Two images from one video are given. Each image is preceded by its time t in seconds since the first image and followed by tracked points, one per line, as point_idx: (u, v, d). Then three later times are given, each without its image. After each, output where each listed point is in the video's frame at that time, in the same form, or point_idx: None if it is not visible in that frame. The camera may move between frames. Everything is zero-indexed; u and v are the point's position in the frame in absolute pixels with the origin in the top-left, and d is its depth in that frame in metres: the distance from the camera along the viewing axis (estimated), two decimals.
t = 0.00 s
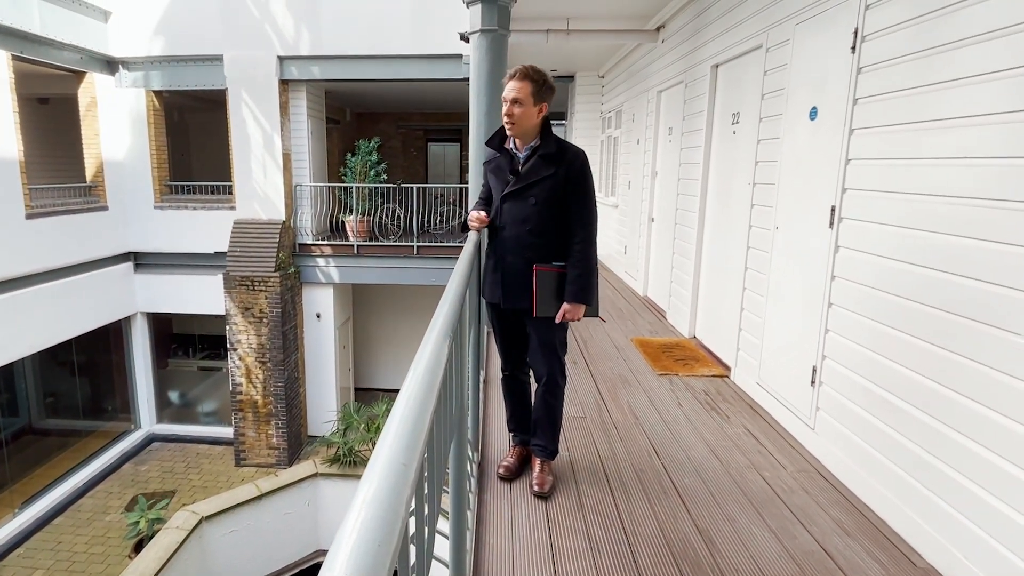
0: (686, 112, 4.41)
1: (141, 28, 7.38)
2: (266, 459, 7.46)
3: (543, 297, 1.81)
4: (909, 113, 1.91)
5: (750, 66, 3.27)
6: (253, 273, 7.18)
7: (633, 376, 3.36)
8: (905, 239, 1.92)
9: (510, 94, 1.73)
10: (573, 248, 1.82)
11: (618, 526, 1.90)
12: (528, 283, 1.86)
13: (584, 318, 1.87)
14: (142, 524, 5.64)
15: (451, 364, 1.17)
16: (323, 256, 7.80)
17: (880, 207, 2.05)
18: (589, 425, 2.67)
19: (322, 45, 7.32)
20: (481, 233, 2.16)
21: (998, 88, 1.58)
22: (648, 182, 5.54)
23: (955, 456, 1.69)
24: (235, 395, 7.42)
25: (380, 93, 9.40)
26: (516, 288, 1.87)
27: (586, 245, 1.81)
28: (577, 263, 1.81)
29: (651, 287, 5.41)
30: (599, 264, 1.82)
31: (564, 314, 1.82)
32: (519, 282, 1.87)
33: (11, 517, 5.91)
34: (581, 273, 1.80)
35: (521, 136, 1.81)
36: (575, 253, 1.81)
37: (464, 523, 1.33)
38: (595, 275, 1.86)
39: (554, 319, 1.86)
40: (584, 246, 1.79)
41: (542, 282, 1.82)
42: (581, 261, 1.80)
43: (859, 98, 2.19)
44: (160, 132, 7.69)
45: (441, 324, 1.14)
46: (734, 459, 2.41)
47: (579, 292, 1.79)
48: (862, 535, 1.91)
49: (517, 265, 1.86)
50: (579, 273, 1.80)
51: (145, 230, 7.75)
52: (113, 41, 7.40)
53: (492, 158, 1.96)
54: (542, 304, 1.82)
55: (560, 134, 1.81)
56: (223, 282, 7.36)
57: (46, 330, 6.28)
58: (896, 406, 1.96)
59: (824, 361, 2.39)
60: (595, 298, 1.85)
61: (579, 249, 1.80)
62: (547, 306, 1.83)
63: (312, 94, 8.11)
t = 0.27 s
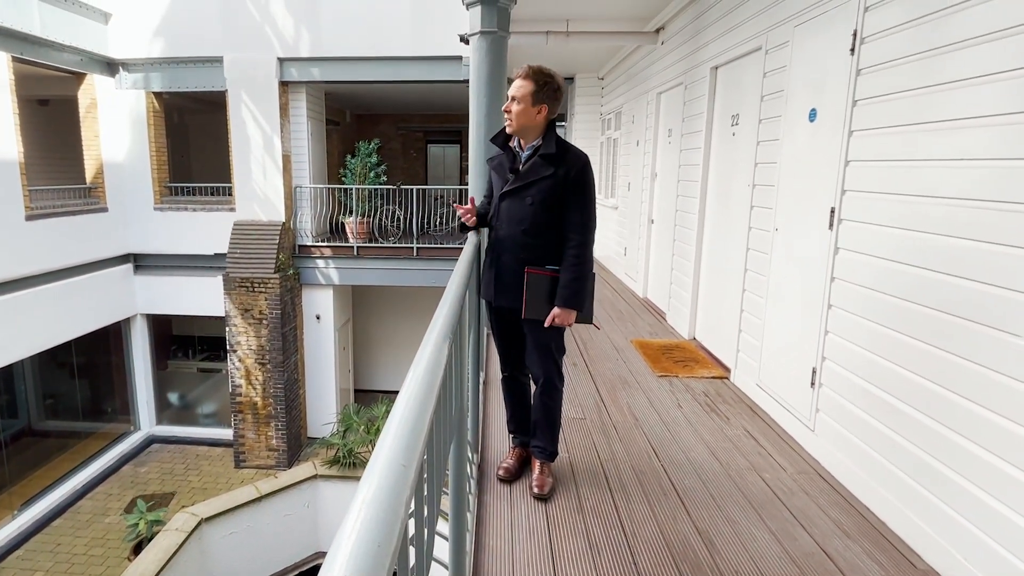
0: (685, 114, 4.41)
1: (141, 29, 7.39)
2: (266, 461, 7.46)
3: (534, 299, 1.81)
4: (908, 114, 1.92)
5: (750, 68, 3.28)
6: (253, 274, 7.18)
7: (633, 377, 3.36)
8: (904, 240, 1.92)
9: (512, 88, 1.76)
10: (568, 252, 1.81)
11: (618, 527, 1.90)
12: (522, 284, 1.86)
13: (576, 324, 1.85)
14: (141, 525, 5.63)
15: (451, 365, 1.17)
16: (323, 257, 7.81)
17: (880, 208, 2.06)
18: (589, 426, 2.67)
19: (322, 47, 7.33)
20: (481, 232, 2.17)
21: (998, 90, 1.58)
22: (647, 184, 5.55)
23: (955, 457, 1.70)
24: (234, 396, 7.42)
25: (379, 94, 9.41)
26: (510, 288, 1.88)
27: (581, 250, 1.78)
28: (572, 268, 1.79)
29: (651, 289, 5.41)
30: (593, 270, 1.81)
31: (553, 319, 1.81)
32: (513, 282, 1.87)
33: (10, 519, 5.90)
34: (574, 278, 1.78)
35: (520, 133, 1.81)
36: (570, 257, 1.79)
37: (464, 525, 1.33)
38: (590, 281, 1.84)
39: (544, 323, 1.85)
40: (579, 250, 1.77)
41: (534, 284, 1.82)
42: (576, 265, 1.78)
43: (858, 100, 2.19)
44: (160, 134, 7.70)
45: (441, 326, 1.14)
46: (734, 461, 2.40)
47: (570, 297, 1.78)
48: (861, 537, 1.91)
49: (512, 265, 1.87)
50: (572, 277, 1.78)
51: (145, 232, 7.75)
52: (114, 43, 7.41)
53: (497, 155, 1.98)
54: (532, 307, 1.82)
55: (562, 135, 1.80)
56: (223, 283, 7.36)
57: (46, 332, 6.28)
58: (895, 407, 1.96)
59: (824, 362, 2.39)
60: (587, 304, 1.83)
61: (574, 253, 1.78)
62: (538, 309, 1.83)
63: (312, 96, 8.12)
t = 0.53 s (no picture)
0: (686, 115, 4.41)
1: (142, 30, 7.39)
2: (266, 461, 7.45)
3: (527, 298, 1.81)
4: (909, 115, 1.92)
5: (750, 69, 3.28)
6: (253, 275, 7.19)
7: (633, 378, 3.36)
8: (905, 241, 1.93)
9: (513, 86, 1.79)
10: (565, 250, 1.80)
11: (618, 528, 1.89)
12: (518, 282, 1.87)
13: (570, 326, 1.84)
14: (141, 526, 5.63)
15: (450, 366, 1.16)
16: (323, 258, 7.81)
17: (880, 209, 2.06)
18: (590, 427, 2.67)
19: (323, 48, 7.34)
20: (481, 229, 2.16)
21: (998, 91, 1.58)
22: (648, 185, 5.54)
23: (956, 458, 1.69)
24: (234, 397, 7.43)
25: (380, 95, 9.41)
26: (506, 286, 1.89)
27: (577, 250, 1.77)
28: (567, 269, 1.77)
29: (651, 290, 5.41)
30: (589, 271, 1.79)
31: (546, 320, 1.80)
32: (510, 280, 1.88)
33: (10, 520, 5.90)
34: (569, 278, 1.77)
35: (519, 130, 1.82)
36: (565, 256, 1.78)
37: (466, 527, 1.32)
38: (585, 282, 1.82)
39: (537, 323, 1.84)
40: (574, 250, 1.75)
41: (528, 283, 1.82)
42: (571, 265, 1.77)
43: (859, 100, 2.19)
44: (160, 134, 7.70)
45: (441, 325, 1.13)
46: (734, 461, 2.40)
47: (564, 297, 1.77)
48: (862, 538, 1.91)
49: (509, 264, 1.87)
50: (566, 278, 1.76)
51: (145, 232, 7.76)
52: (115, 43, 7.41)
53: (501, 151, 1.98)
54: (526, 306, 1.82)
55: (563, 134, 1.79)
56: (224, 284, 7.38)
57: (46, 333, 6.28)
58: (896, 408, 1.96)
59: (824, 363, 2.39)
60: (581, 305, 1.81)
61: (569, 253, 1.76)
62: (531, 309, 1.83)
63: (313, 96, 8.12)
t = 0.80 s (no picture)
0: (687, 115, 4.41)
1: (143, 30, 7.40)
2: (266, 462, 7.45)
3: (525, 297, 1.81)
4: (910, 115, 1.92)
5: (751, 69, 3.28)
6: (254, 275, 7.19)
7: (635, 378, 3.36)
8: (906, 241, 1.93)
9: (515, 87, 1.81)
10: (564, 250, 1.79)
11: (620, 529, 1.89)
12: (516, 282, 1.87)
13: (568, 326, 1.83)
14: (143, 527, 5.63)
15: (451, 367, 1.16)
16: (324, 258, 7.81)
17: (881, 209, 2.06)
18: (591, 427, 2.67)
19: (324, 48, 7.34)
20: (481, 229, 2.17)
21: (1000, 91, 1.58)
22: (649, 185, 5.54)
23: (957, 458, 1.69)
24: (236, 397, 7.43)
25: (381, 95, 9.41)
26: (505, 286, 1.89)
27: (575, 249, 1.76)
28: (565, 269, 1.76)
29: (652, 290, 5.40)
30: (588, 271, 1.78)
31: (545, 321, 1.78)
32: (509, 279, 1.88)
33: (11, 521, 5.90)
34: (567, 279, 1.76)
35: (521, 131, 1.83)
36: (564, 257, 1.77)
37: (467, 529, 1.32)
38: (583, 283, 1.81)
39: (535, 323, 1.83)
40: (572, 250, 1.74)
41: (526, 284, 1.82)
42: (569, 265, 1.76)
43: (860, 101, 2.19)
44: (161, 135, 7.70)
45: (443, 326, 1.13)
46: (735, 462, 2.40)
47: (561, 297, 1.75)
48: (864, 538, 1.91)
49: (509, 264, 1.87)
50: (565, 278, 1.75)
51: (146, 233, 7.76)
52: (116, 44, 7.42)
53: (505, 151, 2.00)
54: (523, 306, 1.82)
55: (564, 134, 1.79)
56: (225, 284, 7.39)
57: (48, 333, 6.28)
58: (897, 409, 1.96)
59: (826, 363, 2.39)
60: (578, 306, 1.80)
61: (568, 254, 1.75)
62: (528, 309, 1.82)
63: (313, 97, 8.13)
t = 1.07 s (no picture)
0: (687, 115, 4.41)
1: (144, 31, 7.41)
2: (267, 462, 7.46)
3: (529, 298, 1.81)
4: (912, 115, 1.91)
5: (752, 69, 3.27)
6: (255, 275, 7.20)
7: (635, 378, 3.36)
8: (907, 241, 1.92)
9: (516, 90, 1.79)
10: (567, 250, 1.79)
11: (621, 530, 1.89)
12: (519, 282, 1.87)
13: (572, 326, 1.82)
14: (144, 527, 5.64)
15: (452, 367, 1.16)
16: (325, 258, 7.82)
17: (883, 209, 2.05)
18: (593, 428, 2.67)
19: (325, 48, 7.35)
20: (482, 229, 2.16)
21: (1002, 91, 1.58)
22: (650, 185, 5.54)
23: (958, 458, 1.69)
24: (237, 397, 7.44)
25: (381, 95, 9.42)
26: (507, 286, 1.90)
27: (579, 249, 1.76)
28: (568, 270, 1.75)
29: (653, 291, 5.40)
30: (592, 271, 1.78)
31: (548, 321, 1.78)
32: (511, 280, 1.88)
33: (12, 521, 5.90)
34: (570, 278, 1.75)
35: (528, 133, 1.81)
36: (567, 256, 1.77)
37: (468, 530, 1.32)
38: (587, 283, 1.81)
39: (538, 324, 1.83)
40: (575, 251, 1.74)
41: (529, 284, 1.81)
42: (573, 265, 1.76)
43: (862, 101, 2.19)
44: (162, 135, 7.71)
45: (444, 326, 1.13)
46: (736, 462, 2.40)
47: (565, 297, 1.75)
48: (866, 539, 1.91)
49: (511, 265, 1.87)
50: (568, 279, 1.75)
51: (147, 233, 7.77)
52: (117, 44, 7.43)
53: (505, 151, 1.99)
54: (526, 306, 1.81)
55: (566, 134, 1.79)
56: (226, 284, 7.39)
57: (49, 333, 6.29)
58: (899, 409, 1.96)
59: (827, 363, 2.39)
60: (581, 305, 1.80)
61: (570, 255, 1.75)
62: (532, 309, 1.81)
63: (314, 97, 8.13)
